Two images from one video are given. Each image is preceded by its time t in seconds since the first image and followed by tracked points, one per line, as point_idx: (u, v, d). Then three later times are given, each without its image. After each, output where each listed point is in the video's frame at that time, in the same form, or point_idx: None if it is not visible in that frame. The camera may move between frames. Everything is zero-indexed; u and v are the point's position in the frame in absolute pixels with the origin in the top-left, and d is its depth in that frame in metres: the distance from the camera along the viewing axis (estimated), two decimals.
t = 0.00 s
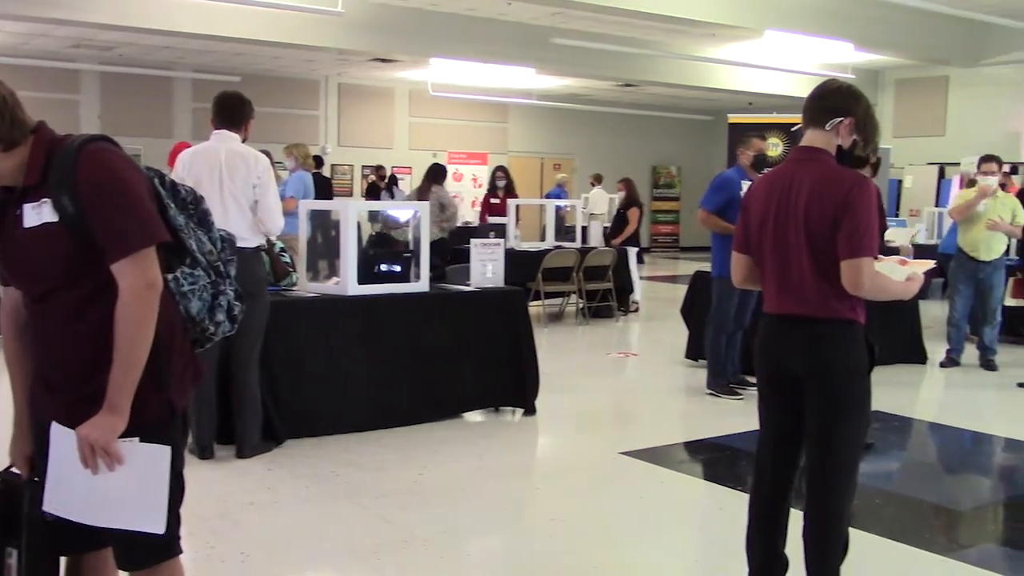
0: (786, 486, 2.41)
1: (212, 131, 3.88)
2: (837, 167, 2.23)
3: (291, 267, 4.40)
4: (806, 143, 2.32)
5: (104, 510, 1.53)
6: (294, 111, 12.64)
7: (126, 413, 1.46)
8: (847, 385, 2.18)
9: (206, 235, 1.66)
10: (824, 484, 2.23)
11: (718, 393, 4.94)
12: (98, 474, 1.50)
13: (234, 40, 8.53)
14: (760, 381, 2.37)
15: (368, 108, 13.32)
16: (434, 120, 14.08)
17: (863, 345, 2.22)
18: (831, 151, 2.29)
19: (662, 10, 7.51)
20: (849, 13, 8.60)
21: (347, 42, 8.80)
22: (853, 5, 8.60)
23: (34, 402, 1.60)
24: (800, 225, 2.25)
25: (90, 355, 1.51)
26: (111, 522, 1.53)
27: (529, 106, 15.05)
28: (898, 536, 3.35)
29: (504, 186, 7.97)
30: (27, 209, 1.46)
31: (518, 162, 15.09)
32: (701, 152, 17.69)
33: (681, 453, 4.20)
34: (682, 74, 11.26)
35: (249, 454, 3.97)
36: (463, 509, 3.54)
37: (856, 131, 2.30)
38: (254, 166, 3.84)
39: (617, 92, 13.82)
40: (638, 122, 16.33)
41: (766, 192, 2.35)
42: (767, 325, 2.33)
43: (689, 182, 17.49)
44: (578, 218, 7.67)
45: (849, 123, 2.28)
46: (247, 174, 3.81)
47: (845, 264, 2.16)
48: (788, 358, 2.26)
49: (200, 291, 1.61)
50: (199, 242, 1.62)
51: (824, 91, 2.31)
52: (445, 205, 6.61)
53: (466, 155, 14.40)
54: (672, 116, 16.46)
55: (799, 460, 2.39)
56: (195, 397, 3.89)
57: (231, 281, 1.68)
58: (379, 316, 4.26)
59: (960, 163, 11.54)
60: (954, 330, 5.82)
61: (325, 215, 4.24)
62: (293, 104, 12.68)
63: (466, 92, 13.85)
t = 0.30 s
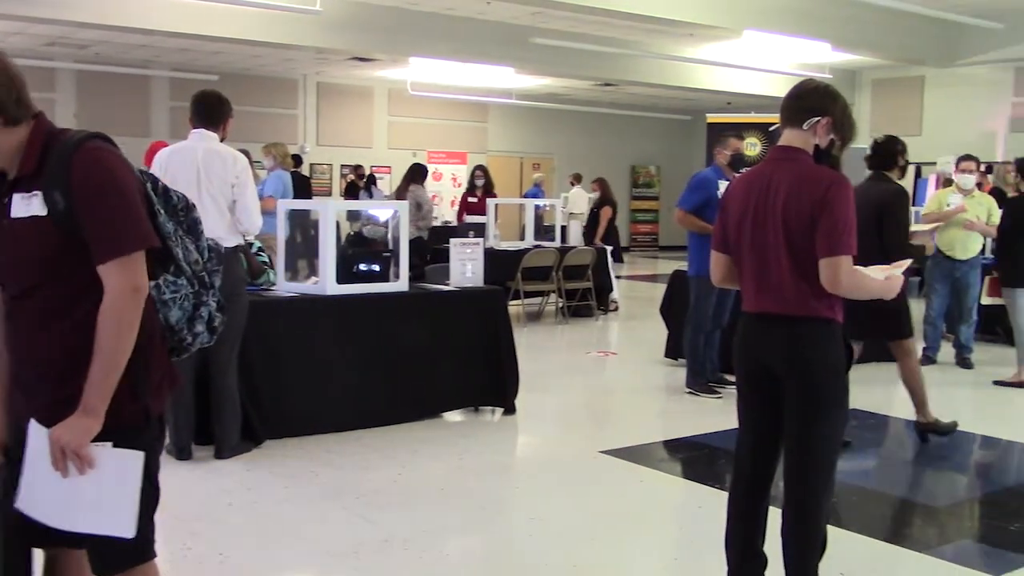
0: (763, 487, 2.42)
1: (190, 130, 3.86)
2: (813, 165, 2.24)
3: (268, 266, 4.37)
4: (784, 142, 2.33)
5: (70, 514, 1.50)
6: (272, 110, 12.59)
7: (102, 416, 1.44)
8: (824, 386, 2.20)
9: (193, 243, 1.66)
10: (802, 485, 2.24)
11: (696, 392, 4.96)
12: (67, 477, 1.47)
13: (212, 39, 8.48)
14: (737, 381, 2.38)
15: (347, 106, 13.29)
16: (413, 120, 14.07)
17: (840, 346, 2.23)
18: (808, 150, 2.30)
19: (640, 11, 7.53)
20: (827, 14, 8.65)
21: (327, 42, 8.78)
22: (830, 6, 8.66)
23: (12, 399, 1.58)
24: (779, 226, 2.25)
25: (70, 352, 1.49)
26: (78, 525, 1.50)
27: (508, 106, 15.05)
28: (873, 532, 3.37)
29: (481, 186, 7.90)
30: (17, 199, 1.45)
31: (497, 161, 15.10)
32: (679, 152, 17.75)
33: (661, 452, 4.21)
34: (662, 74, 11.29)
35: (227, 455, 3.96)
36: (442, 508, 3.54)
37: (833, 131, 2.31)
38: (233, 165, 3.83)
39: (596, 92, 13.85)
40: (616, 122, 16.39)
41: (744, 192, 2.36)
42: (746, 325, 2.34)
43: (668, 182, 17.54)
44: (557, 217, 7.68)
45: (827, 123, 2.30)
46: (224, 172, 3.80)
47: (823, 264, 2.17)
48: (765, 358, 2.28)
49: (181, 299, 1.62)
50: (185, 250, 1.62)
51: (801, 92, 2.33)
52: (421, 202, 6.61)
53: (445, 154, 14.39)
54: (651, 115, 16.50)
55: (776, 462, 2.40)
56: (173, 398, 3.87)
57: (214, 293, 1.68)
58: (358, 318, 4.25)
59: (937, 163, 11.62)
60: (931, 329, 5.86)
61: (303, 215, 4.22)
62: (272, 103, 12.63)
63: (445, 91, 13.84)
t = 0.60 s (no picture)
0: (740, 485, 2.43)
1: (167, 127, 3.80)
2: (792, 165, 2.25)
3: (247, 265, 4.35)
4: (763, 143, 2.34)
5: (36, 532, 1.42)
6: (250, 109, 12.53)
7: (88, 432, 1.40)
8: (803, 385, 2.21)
9: (198, 266, 1.64)
10: (779, 483, 2.26)
11: (676, 391, 4.96)
12: (42, 496, 1.40)
13: (191, 37, 8.43)
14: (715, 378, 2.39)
15: (326, 105, 13.24)
16: (392, 118, 14.05)
17: (820, 346, 2.25)
18: (786, 150, 2.31)
19: (619, 10, 7.54)
20: (805, 14, 8.70)
21: (306, 41, 8.75)
22: (809, 7, 8.70)
23: None
24: (758, 226, 2.26)
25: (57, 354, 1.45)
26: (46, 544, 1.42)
27: (487, 105, 15.05)
28: (847, 529, 3.40)
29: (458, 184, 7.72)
30: (27, 190, 1.41)
31: (476, 161, 15.10)
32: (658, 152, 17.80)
33: (640, 451, 4.22)
34: (643, 73, 11.32)
35: (205, 455, 3.93)
36: (422, 509, 3.53)
37: (811, 131, 2.32)
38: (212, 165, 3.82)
39: (575, 91, 13.88)
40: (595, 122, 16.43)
41: (722, 192, 2.37)
42: (725, 323, 2.35)
43: (647, 181, 17.60)
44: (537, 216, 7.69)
45: (805, 122, 2.30)
46: (203, 172, 3.79)
47: (800, 262, 2.18)
48: (745, 357, 2.29)
49: (169, 320, 1.59)
50: (186, 274, 1.60)
51: (779, 92, 2.34)
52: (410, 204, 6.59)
53: (424, 154, 14.37)
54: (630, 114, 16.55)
55: (754, 462, 2.42)
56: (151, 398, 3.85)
57: (209, 319, 1.65)
58: (338, 317, 4.24)
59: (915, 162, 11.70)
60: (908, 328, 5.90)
61: (283, 215, 4.20)
62: (251, 102, 12.57)
63: (424, 90, 13.82)
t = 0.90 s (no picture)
0: (719, 484, 2.44)
1: (142, 126, 3.76)
2: (770, 165, 2.26)
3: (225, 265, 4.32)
4: (740, 142, 2.34)
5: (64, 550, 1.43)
6: (229, 108, 12.46)
7: (95, 462, 1.37)
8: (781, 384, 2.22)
9: (201, 275, 1.57)
10: (757, 480, 2.27)
11: (655, 389, 4.98)
12: (71, 523, 1.41)
13: (168, 36, 8.38)
14: (695, 377, 2.40)
15: (303, 104, 13.20)
16: (371, 118, 14.03)
17: (798, 344, 2.26)
18: (764, 149, 2.31)
19: (597, 10, 7.56)
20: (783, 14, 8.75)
21: (285, 40, 8.72)
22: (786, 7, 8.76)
23: None
24: (737, 226, 2.27)
25: (53, 363, 1.40)
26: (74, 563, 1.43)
27: (467, 105, 15.05)
28: (826, 526, 3.42)
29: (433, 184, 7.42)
30: (17, 201, 1.37)
31: (456, 161, 15.09)
32: (637, 151, 17.85)
33: (620, 449, 4.23)
34: (623, 73, 11.35)
35: (183, 457, 3.91)
36: (402, 509, 3.52)
37: (788, 130, 2.33)
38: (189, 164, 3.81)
39: (553, 90, 13.90)
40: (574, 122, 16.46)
41: (700, 192, 2.38)
42: (704, 323, 2.35)
43: (626, 180, 17.64)
44: (516, 216, 7.70)
45: (782, 121, 2.31)
46: (181, 172, 3.77)
47: (778, 261, 2.19)
48: (726, 357, 2.29)
49: (165, 333, 1.52)
50: (182, 284, 1.53)
51: (756, 91, 2.34)
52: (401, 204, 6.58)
53: (403, 153, 14.36)
54: (609, 113, 16.58)
55: (733, 459, 2.43)
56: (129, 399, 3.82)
57: (213, 328, 1.58)
58: (318, 317, 4.22)
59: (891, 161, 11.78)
60: (884, 326, 5.94)
61: (261, 215, 4.16)
62: (229, 100, 12.49)
63: (403, 89, 13.80)
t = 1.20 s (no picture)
0: (701, 482, 2.45)
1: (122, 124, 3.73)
2: (752, 165, 2.26)
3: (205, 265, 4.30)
4: (722, 141, 2.34)
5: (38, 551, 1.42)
6: (209, 107, 12.39)
7: (61, 469, 1.34)
8: (762, 384, 2.23)
9: (189, 280, 1.57)
10: (737, 478, 2.28)
11: (637, 388, 4.98)
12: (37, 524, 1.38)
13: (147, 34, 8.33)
14: (676, 376, 2.41)
15: (284, 103, 13.15)
16: (353, 117, 14.00)
17: (778, 343, 2.26)
18: (746, 149, 2.32)
19: (578, 9, 7.56)
20: (764, 14, 8.79)
21: (266, 38, 8.68)
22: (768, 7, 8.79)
23: None
24: (720, 226, 2.27)
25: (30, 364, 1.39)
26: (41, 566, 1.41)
27: (448, 104, 15.04)
28: (806, 523, 3.44)
29: (412, 183, 7.41)
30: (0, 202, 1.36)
31: (438, 159, 15.07)
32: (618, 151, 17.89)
33: (602, 448, 4.24)
34: (605, 73, 11.38)
35: (163, 458, 3.89)
36: (382, 509, 3.52)
37: (770, 128, 2.35)
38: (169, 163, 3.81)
39: (534, 90, 13.92)
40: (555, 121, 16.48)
41: (683, 191, 2.38)
42: (685, 322, 2.37)
43: (607, 180, 17.68)
44: (498, 215, 7.70)
45: (765, 120, 2.32)
46: (161, 171, 3.75)
47: (761, 262, 2.19)
48: (706, 356, 2.30)
49: (148, 338, 1.50)
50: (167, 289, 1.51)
51: (734, 89, 2.34)
52: (385, 203, 6.55)
53: (385, 152, 14.35)
54: (590, 112, 16.61)
55: (714, 457, 2.44)
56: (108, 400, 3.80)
57: (201, 335, 1.58)
58: (300, 317, 4.21)
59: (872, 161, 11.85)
60: (863, 325, 5.98)
61: (241, 215, 4.14)
62: (209, 99, 12.43)
63: (384, 88, 13.78)
